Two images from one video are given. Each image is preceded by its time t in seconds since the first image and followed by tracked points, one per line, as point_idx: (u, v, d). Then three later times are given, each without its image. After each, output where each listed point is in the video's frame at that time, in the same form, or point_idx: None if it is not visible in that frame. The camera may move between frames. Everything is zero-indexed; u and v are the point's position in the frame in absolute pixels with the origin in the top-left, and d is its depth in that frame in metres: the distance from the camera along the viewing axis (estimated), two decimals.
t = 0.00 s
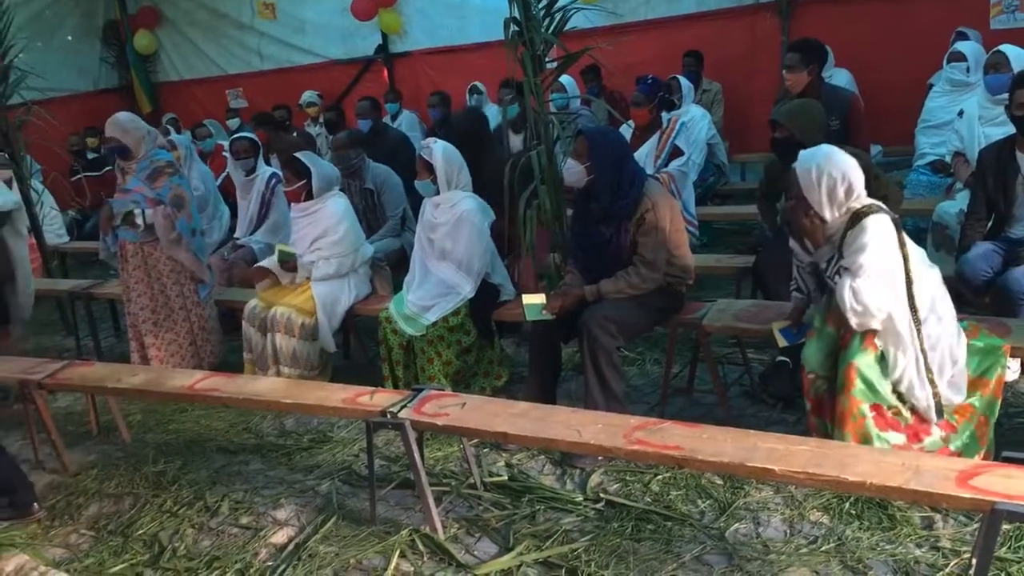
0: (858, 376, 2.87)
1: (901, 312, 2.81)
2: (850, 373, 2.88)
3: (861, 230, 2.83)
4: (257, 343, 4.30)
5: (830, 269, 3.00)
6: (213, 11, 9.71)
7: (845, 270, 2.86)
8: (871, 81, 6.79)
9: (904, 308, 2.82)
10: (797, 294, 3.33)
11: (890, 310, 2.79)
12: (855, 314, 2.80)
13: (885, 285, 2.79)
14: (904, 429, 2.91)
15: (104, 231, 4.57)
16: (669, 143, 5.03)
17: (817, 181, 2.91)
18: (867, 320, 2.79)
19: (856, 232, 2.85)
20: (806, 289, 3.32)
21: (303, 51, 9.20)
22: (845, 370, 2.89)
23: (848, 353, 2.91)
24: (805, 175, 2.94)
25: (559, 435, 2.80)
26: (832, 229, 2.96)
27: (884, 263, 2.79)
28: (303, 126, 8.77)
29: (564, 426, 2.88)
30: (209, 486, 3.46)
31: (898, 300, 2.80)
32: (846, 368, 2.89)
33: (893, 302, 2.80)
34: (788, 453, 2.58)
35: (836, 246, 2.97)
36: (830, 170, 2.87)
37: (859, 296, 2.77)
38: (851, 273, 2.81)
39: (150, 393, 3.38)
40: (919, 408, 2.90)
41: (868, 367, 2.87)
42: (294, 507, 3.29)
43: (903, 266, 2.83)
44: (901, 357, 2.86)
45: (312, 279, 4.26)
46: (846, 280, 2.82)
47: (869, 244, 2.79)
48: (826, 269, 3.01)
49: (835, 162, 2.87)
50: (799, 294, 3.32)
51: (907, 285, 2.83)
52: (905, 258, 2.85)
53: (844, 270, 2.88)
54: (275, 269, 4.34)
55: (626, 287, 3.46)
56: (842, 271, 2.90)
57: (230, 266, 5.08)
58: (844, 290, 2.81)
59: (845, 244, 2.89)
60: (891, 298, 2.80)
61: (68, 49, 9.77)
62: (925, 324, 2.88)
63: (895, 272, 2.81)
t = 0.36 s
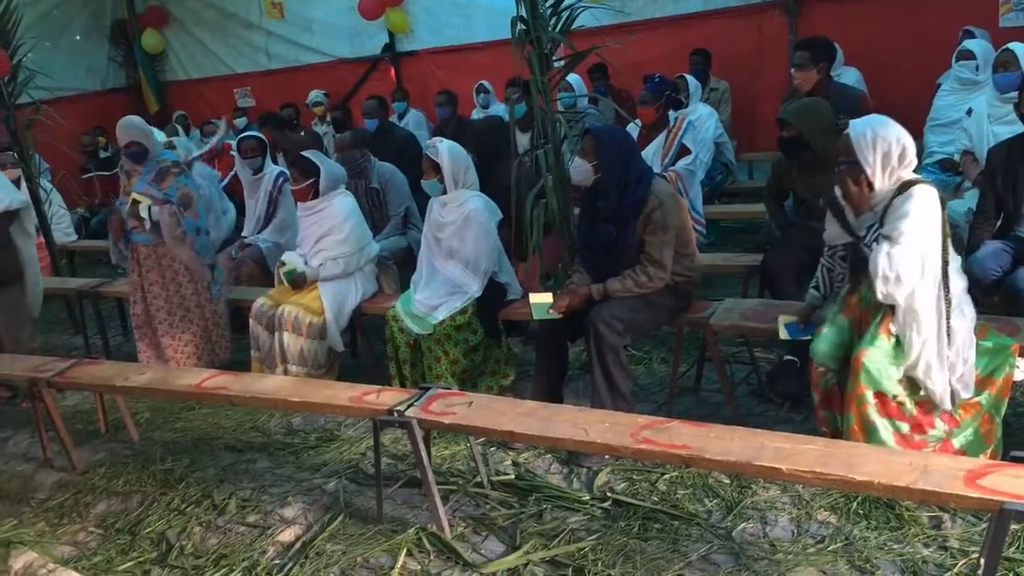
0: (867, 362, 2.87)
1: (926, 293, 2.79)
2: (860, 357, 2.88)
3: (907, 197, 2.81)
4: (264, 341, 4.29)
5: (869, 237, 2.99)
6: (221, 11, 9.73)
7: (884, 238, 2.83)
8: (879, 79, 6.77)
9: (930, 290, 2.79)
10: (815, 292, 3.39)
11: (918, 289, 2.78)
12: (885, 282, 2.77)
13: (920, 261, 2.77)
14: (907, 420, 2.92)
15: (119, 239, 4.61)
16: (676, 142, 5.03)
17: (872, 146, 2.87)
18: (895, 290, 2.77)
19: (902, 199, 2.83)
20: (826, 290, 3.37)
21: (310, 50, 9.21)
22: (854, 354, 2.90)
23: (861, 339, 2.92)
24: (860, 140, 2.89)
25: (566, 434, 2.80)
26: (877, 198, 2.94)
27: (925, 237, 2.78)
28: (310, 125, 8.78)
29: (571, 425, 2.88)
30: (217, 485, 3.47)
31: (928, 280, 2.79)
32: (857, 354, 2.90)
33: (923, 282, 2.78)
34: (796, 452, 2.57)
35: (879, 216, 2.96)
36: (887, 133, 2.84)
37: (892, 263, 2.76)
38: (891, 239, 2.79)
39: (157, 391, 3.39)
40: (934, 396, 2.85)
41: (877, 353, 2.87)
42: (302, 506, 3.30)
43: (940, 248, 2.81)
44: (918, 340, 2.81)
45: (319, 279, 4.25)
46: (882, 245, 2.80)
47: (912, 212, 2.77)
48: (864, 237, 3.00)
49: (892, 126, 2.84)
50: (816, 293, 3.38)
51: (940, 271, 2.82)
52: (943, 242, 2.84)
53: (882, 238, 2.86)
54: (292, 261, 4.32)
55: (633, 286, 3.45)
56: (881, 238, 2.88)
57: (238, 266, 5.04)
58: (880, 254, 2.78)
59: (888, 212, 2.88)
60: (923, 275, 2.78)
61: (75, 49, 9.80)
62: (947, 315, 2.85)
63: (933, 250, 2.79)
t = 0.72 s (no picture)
0: (881, 356, 2.89)
1: (964, 290, 2.81)
2: (874, 351, 2.90)
3: (945, 194, 2.83)
4: (276, 339, 4.29)
5: (902, 231, 2.94)
6: (234, 10, 9.77)
7: (917, 233, 2.85)
8: (893, 78, 6.73)
9: (967, 286, 2.82)
10: (851, 278, 3.32)
11: (958, 285, 2.81)
12: (920, 278, 2.81)
13: (956, 258, 2.80)
14: (919, 416, 2.90)
15: (149, 254, 4.57)
16: (688, 142, 5.02)
17: (912, 141, 2.87)
18: (930, 286, 2.81)
19: (938, 195, 2.85)
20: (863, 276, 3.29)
21: (323, 49, 9.24)
22: (868, 349, 2.92)
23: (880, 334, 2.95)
24: (900, 134, 2.89)
25: (578, 434, 2.80)
26: (912, 193, 2.93)
27: (960, 234, 2.81)
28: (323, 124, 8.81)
29: (582, 424, 2.88)
30: (230, 482, 3.49)
31: (966, 276, 2.82)
32: (873, 347, 2.92)
33: (961, 278, 2.82)
34: (808, 453, 2.57)
35: (913, 211, 2.94)
36: (928, 129, 2.83)
37: (926, 260, 2.78)
38: (925, 236, 2.81)
39: (170, 390, 3.41)
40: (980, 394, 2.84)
41: (893, 349, 2.90)
42: (314, 504, 3.31)
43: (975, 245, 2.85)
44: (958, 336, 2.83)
45: (330, 281, 4.27)
46: (916, 241, 2.82)
47: (949, 209, 2.79)
48: (897, 230, 2.95)
49: (932, 120, 2.84)
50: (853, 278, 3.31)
51: (976, 268, 2.85)
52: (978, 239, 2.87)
53: (914, 234, 2.88)
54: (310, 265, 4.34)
55: (645, 286, 3.44)
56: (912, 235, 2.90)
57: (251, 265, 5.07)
58: (914, 251, 2.81)
59: (923, 207, 2.88)
60: (959, 271, 2.81)
61: (91, 48, 9.87)
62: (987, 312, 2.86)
63: (969, 248, 2.82)
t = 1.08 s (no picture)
0: (907, 351, 2.81)
1: (978, 295, 2.77)
2: (900, 344, 2.83)
3: (950, 200, 2.79)
4: (299, 337, 4.30)
5: (910, 242, 2.95)
6: (257, 11, 9.84)
7: (926, 241, 2.81)
8: (917, 77, 6.66)
9: (981, 291, 2.77)
10: (871, 288, 3.35)
11: (969, 291, 2.76)
12: (931, 286, 2.75)
13: (969, 263, 2.75)
14: (939, 415, 2.87)
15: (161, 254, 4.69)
16: (711, 141, 5.00)
17: (910, 154, 2.84)
18: (943, 294, 2.75)
19: (944, 202, 2.81)
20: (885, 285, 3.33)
21: (344, 50, 9.29)
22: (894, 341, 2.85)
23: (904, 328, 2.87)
24: (897, 147, 2.86)
25: (599, 434, 2.79)
26: (918, 202, 2.92)
27: (969, 240, 2.75)
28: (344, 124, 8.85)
29: (603, 424, 2.87)
30: (252, 480, 3.52)
31: (978, 282, 2.76)
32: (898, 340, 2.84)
33: (973, 284, 2.76)
34: (831, 455, 2.55)
35: (919, 220, 2.93)
36: (925, 141, 2.80)
37: (937, 267, 2.73)
38: (934, 243, 2.76)
39: (194, 388, 3.44)
40: (995, 399, 2.82)
41: (919, 344, 2.81)
42: (335, 502, 3.33)
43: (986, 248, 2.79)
44: (974, 342, 2.79)
45: (352, 281, 4.29)
46: (925, 250, 2.78)
47: (955, 216, 2.74)
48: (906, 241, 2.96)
49: (933, 132, 2.81)
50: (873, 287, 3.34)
51: (989, 273, 2.80)
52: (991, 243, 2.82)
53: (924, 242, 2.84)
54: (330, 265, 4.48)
55: (666, 286, 3.43)
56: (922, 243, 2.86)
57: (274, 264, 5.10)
58: (924, 259, 2.76)
59: (930, 215, 2.85)
60: (972, 277, 2.75)
61: (116, 49, 9.99)
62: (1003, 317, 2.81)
63: (980, 252, 2.77)
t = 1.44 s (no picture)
0: (925, 362, 2.80)
1: (988, 327, 2.74)
2: (916, 356, 2.81)
3: (944, 240, 2.77)
4: (322, 337, 4.34)
5: (911, 280, 2.94)
6: (279, 11, 9.89)
7: (925, 281, 2.81)
8: (943, 74, 6.57)
9: (990, 322, 2.74)
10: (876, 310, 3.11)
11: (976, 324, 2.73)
12: (935, 326, 2.75)
13: (970, 298, 2.74)
14: (966, 423, 2.82)
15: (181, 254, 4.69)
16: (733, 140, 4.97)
17: (898, 193, 2.83)
18: (950, 330, 2.74)
19: (939, 242, 2.79)
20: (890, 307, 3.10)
21: (365, 49, 9.32)
22: (910, 354, 2.83)
23: (918, 341, 2.86)
24: (885, 187, 2.86)
25: (619, 434, 2.78)
26: (912, 240, 2.90)
27: (968, 277, 2.74)
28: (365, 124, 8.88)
29: (623, 424, 2.86)
30: (273, 477, 3.53)
31: (983, 313, 2.74)
32: (914, 353, 2.83)
33: (978, 316, 2.74)
34: (853, 457, 2.51)
35: (917, 258, 2.92)
36: (912, 179, 2.78)
37: (939, 310, 2.73)
38: (932, 284, 2.76)
39: (217, 386, 3.46)
40: None
41: (936, 355, 2.80)
42: (355, 500, 3.34)
43: (990, 280, 2.76)
44: (994, 373, 2.76)
45: (371, 281, 4.30)
46: (924, 291, 2.78)
47: (951, 256, 2.74)
48: (907, 280, 2.96)
49: (919, 169, 2.79)
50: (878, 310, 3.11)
51: (998, 302, 2.75)
52: (996, 271, 2.78)
53: (923, 281, 2.84)
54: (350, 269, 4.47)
55: (687, 285, 3.40)
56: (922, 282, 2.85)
57: (294, 263, 5.11)
58: (924, 301, 2.76)
59: (925, 254, 2.85)
60: (977, 311, 2.74)
61: (140, 50, 10.07)
62: None
63: (982, 285, 2.74)
